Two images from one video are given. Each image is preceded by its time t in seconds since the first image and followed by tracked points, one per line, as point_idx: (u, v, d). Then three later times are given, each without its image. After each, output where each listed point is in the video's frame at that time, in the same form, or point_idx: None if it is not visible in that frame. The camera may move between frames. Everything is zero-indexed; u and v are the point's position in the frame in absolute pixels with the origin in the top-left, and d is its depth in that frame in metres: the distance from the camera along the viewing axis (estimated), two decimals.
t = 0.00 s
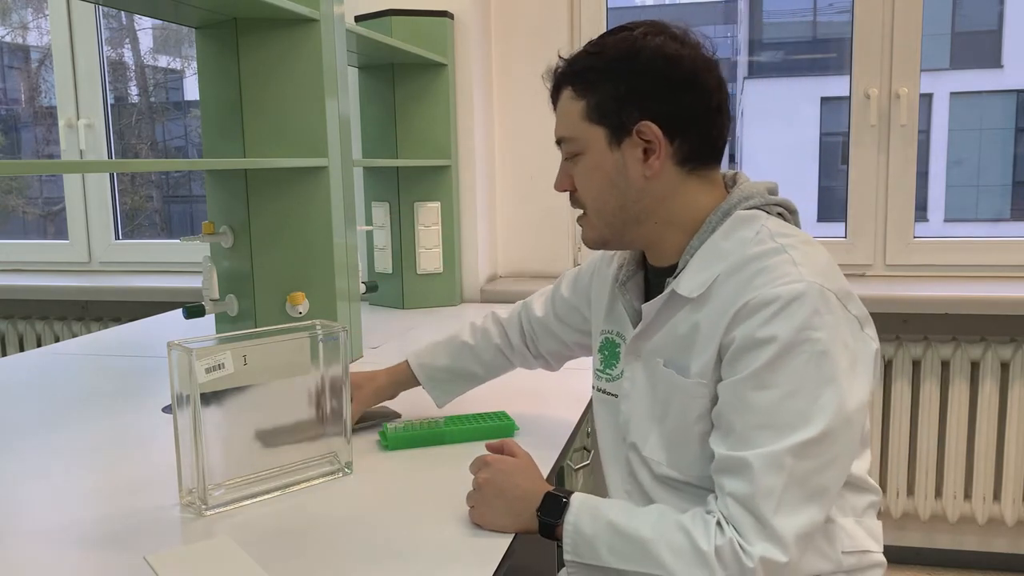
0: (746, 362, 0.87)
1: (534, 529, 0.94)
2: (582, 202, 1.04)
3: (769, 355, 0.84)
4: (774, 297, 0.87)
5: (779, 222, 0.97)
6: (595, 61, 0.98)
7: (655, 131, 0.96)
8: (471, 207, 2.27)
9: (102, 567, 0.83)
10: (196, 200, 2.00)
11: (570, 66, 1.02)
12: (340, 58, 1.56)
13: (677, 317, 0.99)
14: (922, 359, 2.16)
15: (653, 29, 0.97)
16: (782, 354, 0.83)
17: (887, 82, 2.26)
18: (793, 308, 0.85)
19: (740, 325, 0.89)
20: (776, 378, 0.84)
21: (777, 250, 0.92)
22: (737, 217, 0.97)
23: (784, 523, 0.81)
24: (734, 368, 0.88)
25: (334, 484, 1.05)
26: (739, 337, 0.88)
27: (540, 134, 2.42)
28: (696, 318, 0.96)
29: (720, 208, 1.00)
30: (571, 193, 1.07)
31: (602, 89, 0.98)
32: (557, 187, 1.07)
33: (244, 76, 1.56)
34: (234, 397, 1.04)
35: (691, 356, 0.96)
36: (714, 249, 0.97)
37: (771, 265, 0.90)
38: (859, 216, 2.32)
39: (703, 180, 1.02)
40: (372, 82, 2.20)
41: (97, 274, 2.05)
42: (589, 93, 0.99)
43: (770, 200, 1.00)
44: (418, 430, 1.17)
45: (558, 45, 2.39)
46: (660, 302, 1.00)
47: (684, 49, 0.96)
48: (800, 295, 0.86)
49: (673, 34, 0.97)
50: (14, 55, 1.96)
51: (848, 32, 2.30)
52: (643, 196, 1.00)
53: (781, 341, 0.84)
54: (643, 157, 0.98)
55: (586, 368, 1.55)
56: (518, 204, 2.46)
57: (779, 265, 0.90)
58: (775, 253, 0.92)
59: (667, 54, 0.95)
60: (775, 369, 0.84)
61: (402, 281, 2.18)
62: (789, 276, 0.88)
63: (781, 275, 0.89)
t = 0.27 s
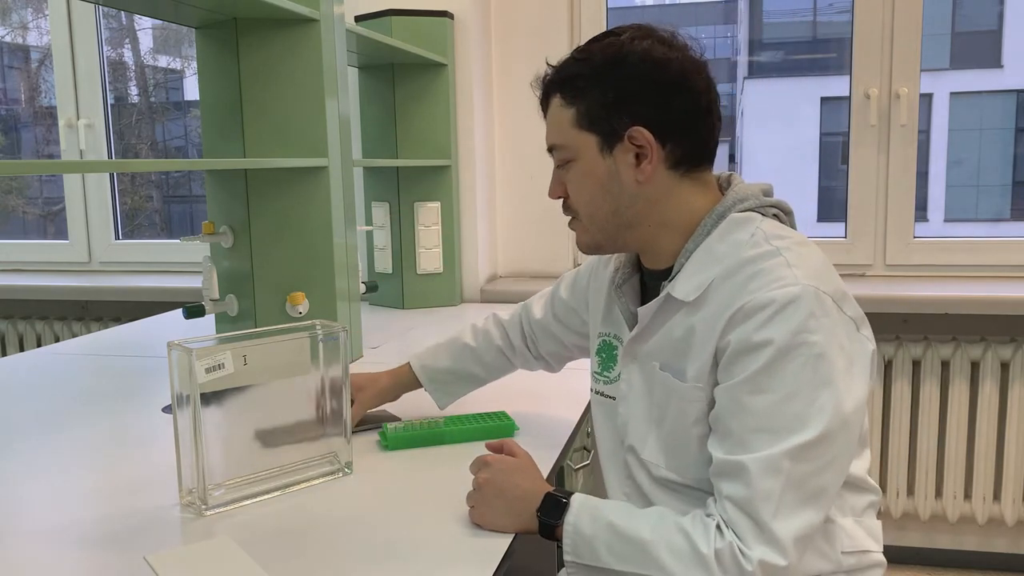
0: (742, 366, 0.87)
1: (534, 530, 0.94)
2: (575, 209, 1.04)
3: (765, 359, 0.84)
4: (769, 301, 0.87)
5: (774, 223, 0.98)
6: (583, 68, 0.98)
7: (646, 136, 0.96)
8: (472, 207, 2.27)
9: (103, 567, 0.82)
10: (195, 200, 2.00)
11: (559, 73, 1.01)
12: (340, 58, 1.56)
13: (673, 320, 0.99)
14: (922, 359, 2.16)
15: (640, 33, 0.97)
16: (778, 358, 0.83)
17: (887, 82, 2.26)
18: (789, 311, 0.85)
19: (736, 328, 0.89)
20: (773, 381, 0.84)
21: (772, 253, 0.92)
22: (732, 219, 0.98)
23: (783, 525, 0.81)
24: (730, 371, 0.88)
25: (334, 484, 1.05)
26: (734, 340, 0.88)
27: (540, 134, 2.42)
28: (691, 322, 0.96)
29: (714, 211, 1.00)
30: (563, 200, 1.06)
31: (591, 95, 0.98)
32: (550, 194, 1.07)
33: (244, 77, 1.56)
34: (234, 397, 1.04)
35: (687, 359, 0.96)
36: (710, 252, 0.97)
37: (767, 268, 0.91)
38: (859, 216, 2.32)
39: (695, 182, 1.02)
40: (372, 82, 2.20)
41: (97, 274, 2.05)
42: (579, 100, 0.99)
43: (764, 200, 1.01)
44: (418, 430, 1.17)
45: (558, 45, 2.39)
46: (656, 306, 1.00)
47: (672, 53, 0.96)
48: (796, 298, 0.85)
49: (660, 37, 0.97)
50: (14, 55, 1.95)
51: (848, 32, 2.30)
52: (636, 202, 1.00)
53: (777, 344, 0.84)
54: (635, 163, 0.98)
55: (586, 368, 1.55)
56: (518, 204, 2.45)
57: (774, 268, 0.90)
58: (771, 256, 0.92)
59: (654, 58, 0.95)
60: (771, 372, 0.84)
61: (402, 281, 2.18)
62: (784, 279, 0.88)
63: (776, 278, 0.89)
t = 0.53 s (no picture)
0: (748, 373, 0.86)
1: (534, 530, 0.94)
2: (580, 211, 1.03)
3: (771, 366, 0.84)
4: (776, 308, 0.86)
5: (782, 227, 0.97)
6: (588, 69, 0.97)
7: (652, 140, 0.95)
8: (471, 207, 2.27)
9: (103, 567, 0.83)
10: (195, 200, 2.01)
11: (563, 74, 1.00)
12: (340, 58, 1.56)
13: (677, 324, 0.98)
14: (922, 359, 2.16)
15: (646, 35, 0.96)
16: (784, 365, 0.83)
17: (887, 82, 2.26)
18: (795, 318, 0.85)
19: (742, 335, 0.89)
20: (778, 389, 0.83)
21: (778, 258, 0.92)
22: (738, 223, 0.97)
23: (785, 533, 0.81)
24: (735, 377, 0.88)
25: (334, 484, 1.05)
26: (740, 347, 0.88)
27: (540, 134, 2.42)
28: (695, 326, 0.96)
29: (721, 215, 1.00)
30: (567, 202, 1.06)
31: (596, 98, 0.97)
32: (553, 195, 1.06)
33: (244, 76, 1.56)
34: (234, 397, 1.04)
35: (692, 363, 0.96)
36: (715, 256, 0.97)
37: (774, 274, 0.90)
38: (859, 216, 2.32)
39: (702, 184, 1.02)
40: (372, 82, 2.20)
41: (97, 274, 2.05)
42: (584, 103, 0.98)
43: (771, 204, 1.00)
44: (418, 430, 1.17)
45: (558, 45, 2.39)
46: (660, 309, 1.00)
47: (678, 54, 0.95)
48: (802, 305, 0.85)
49: (666, 38, 0.96)
50: (14, 54, 1.95)
51: (848, 32, 2.30)
52: (642, 205, 1.00)
53: (783, 351, 0.84)
54: (641, 166, 0.97)
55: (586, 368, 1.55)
56: (518, 204, 2.45)
57: (781, 274, 0.90)
58: (777, 262, 0.91)
59: (661, 60, 0.94)
60: (777, 379, 0.84)
61: (402, 280, 2.18)
62: (791, 286, 0.88)
63: (782, 284, 0.88)
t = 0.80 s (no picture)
0: (763, 380, 0.86)
1: (534, 531, 0.94)
2: (599, 204, 1.03)
3: (788, 373, 0.83)
4: (795, 316, 0.86)
5: (801, 233, 0.96)
6: (621, 60, 0.96)
7: (681, 139, 0.95)
8: (471, 207, 2.27)
9: (102, 567, 0.82)
10: (195, 200, 2.01)
11: (593, 63, 0.99)
12: (340, 58, 1.56)
13: (691, 326, 0.98)
14: (922, 359, 2.16)
15: (682, 29, 0.95)
16: (801, 373, 0.83)
17: (887, 82, 2.27)
18: (814, 327, 0.84)
19: (759, 341, 0.89)
20: (793, 397, 0.83)
21: (798, 265, 0.91)
22: (760, 226, 0.97)
23: (789, 540, 0.81)
24: (749, 383, 0.88)
25: (334, 484, 1.05)
26: (756, 353, 0.87)
27: (539, 134, 2.42)
28: (711, 329, 0.95)
29: (741, 217, 0.99)
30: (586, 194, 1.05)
31: (627, 91, 0.96)
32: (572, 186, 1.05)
33: (244, 77, 1.56)
34: (234, 397, 1.04)
35: (705, 367, 0.95)
36: (734, 259, 0.96)
37: (792, 280, 0.90)
38: (859, 216, 2.32)
39: (724, 186, 1.01)
40: (372, 83, 2.20)
41: (97, 274, 2.05)
42: (614, 95, 0.97)
43: (790, 208, 1.00)
44: (418, 430, 1.17)
45: (557, 45, 2.39)
46: (674, 310, 0.99)
47: (715, 53, 0.94)
48: (822, 314, 0.85)
49: (702, 34, 0.95)
50: (14, 55, 1.95)
51: (848, 32, 2.30)
52: (664, 203, 0.99)
53: (800, 360, 0.83)
54: (667, 164, 0.97)
55: (586, 368, 1.55)
56: (518, 204, 2.45)
57: (800, 282, 0.89)
58: (797, 268, 0.91)
59: (696, 56, 0.93)
60: (792, 388, 0.83)
61: (402, 281, 2.18)
62: (810, 294, 0.87)
63: (802, 292, 0.88)
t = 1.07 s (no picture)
0: (778, 385, 0.86)
1: (534, 531, 0.94)
2: (621, 196, 1.03)
3: (805, 381, 0.83)
4: (815, 323, 0.85)
5: (821, 237, 0.97)
6: (656, 52, 0.95)
7: (713, 138, 0.95)
8: (471, 207, 2.27)
9: (103, 568, 0.82)
10: (196, 200, 2.01)
11: (627, 52, 0.98)
12: (340, 58, 1.56)
13: (706, 328, 0.98)
14: (922, 359, 2.16)
15: (722, 25, 0.94)
16: (818, 381, 0.83)
17: (887, 82, 2.27)
18: (834, 336, 0.84)
19: (777, 346, 0.88)
20: (808, 405, 0.83)
21: (819, 272, 0.91)
22: (781, 229, 0.97)
23: (794, 545, 0.81)
24: (765, 389, 0.88)
25: (334, 484, 1.05)
26: (774, 358, 0.87)
27: (539, 134, 2.42)
28: (727, 332, 0.95)
29: (762, 219, 0.99)
30: (607, 184, 1.05)
31: (662, 84, 0.95)
32: (593, 174, 1.05)
33: (244, 77, 1.56)
34: (234, 396, 1.04)
35: (719, 370, 0.95)
36: (754, 262, 0.96)
37: (812, 288, 0.89)
38: (859, 216, 2.32)
39: (747, 187, 1.02)
40: (372, 83, 2.20)
41: (97, 275, 2.05)
42: (647, 87, 0.96)
43: (812, 211, 1.00)
44: (418, 430, 1.17)
45: (558, 45, 2.39)
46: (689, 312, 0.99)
47: (754, 52, 0.94)
48: (842, 323, 0.85)
49: (741, 31, 0.95)
50: (14, 54, 1.93)
51: (848, 32, 2.30)
52: (688, 200, 1.00)
53: (818, 368, 0.83)
54: (695, 162, 0.97)
55: (586, 368, 1.56)
56: (518, 205, 2.45)
57: (821, 289, 0.89)
58: (817, 275, 0.90)
59: (734, 54, 0.93)
60: (808, 395, 0.83)
61: (402, 281, 2.19)
62: (831, 302, 0.87)
63: (822, 299, 0.88)
